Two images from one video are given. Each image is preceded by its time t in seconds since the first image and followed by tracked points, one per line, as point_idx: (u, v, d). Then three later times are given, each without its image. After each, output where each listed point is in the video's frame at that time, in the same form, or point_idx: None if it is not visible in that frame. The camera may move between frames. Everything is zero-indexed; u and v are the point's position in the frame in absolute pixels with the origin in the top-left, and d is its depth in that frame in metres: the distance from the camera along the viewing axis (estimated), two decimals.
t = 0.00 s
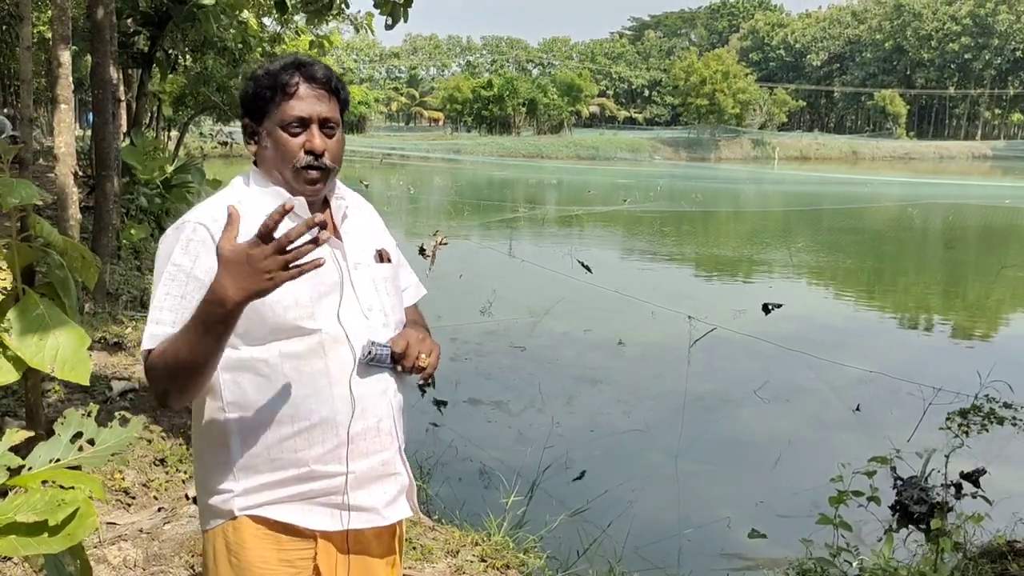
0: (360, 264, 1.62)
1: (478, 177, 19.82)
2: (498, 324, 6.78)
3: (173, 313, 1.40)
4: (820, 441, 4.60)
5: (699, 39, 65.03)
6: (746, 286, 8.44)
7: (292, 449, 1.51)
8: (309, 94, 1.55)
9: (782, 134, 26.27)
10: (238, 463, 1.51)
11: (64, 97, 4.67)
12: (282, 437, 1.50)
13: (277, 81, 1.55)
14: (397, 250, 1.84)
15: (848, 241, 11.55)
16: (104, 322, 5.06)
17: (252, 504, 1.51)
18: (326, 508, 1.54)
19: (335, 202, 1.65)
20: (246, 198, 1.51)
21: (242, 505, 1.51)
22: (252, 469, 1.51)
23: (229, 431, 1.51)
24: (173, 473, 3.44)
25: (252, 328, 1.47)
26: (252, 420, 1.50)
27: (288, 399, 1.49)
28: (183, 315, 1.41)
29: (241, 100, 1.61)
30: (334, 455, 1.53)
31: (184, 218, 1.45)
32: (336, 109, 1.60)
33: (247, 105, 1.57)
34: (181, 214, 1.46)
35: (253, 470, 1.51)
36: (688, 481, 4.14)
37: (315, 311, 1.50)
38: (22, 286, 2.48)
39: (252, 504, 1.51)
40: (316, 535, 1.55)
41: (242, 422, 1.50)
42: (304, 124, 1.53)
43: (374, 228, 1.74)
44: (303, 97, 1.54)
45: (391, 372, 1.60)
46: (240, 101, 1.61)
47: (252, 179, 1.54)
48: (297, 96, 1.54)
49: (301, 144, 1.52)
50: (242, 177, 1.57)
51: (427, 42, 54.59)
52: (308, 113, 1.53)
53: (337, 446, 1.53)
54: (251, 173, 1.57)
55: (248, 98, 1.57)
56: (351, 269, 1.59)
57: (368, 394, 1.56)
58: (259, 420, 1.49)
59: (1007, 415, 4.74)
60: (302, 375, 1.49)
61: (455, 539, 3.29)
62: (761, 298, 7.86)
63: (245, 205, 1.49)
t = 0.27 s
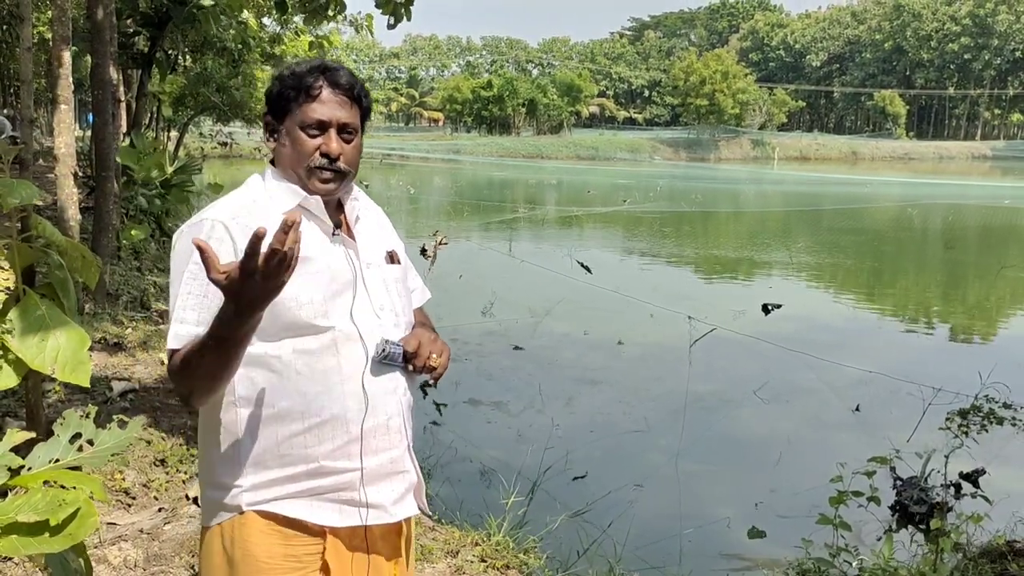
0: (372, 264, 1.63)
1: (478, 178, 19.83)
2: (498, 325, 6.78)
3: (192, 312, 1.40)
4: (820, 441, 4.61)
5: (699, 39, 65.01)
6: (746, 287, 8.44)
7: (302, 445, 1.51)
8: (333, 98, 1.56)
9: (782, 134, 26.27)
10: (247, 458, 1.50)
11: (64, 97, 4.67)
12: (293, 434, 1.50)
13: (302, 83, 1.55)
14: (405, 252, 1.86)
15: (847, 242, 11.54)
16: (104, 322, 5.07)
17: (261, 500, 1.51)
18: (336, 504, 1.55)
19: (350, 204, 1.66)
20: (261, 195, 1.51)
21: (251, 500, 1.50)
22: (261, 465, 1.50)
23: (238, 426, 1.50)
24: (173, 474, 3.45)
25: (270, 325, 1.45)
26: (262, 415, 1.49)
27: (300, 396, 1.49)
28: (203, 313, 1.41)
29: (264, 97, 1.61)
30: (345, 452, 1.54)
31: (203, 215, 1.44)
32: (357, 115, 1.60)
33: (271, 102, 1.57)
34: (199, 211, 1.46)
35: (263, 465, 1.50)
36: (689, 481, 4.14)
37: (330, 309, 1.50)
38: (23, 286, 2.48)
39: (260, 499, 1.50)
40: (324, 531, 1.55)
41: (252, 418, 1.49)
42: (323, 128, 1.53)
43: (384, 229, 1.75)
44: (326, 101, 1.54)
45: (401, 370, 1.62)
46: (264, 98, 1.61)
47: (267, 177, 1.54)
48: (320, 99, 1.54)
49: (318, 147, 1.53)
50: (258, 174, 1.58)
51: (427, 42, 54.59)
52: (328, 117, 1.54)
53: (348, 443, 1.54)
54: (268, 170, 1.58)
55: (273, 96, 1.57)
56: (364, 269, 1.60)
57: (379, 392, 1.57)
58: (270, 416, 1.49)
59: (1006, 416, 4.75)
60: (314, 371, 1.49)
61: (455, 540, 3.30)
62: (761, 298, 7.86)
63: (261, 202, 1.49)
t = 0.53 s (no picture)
0: (373, 265, 1.63)
1: (477, 178, 19.83)
2: (498, 325, 6.79)
3: (194, 313, 1.41)
4: (820, 441, 4.61)
5: (698, 39, 65.02)
6: (745, 287, 8.45)
7: (301, 446, 1.51)
8: (351, 103, 1.56)
9: (781, 135, 26.30)
10: (247, 458, 1.51)
11: (63, 98, 4.67)
12: (292, 435, 1.50)
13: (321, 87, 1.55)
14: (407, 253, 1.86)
15: (846, 242, 11.55)
16: (104, 323, 5.07)
17: (260, 500, 1.51)
18: (334, 506, 1.55)
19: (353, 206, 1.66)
20: (271, 198, 1.51)
21: (250, 500, 1.51)
22: (261, 466, 1.51)
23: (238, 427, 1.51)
24: (173, 474, 3.45)
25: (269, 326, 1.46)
26: (262, 416, 1.50)
27: (299, 397, 1.49)
28: (204, 314, 1.41)
29: (270, 98, 1.59)
30: (344, 453, 1.54)
31: (205, 216, 1.44)
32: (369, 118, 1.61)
33: (282, 104, 1.55)
34: (201, 212, 1.46)
35: (263, 466, 1.51)
36: (688, 481, 4.15)
37: (330, 310, 1.51)
38: (24, 287, 2.48)
39: (260, 500, 1.51)
40: (323, 532, 1.55)
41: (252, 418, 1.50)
42: (344, 133, 1.54)
43: (385, 230, 1.76)
44: (346, 106, 1.55)
45: (400, 372, 1.62)
46: (269, 98, 1.59)
47: (281, 180, 1.54)
48: (341, 105, 1.54)
49: (339, 151, 1.54)
50: (267, 176, 1.56)
51: (426, 43, 54.57)
52: (349, 122, 1.54)
53: (347, 444, 1.54)
54: (279, 172, 1.57)
55: (284, 98, 1.55)
56: (365, 269, 1.60)
57: (378, 393, 1.57)
58: (270, 416, 1.49)
59: (1005, 416, 4.75)
60: (313, 372, 1.49)
61: (454, 539, 3.30)
62: (760, 298, 7.87)
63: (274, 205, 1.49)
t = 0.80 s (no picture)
0: (368, 266, 1.63)
1: (478, 179, 19.86)
2: (497, 326, 6.79)
3: (185, 321, 1.42)
4: (819, 441, 4.62)
5: (698, 40, 65.09)
6: (745, 287, 8.45)
7: (297, 449, 1.52)
8: (331, 102, 1.56)
9: (781, 135, 26.36)
10: (243, 462, 1.52)
11: (63, 99, 4.67)
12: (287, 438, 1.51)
13: (300, 88, 1.55)
14: (409, 252, 1.86)
15: (846, 242, 11.58)
16: (103, 324, 5.07)
17: (257, 503, 1.52)
18: (331, 508, 1.55)
19: (346, 206, 1.66)
20: (258, 201, 1.51)
21: (247, 503, 1.52)
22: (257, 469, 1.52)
23: (236, 431, 1.52)
24: (174, 474, 3.45)
25: (262, 330, 1.48)
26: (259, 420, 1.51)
27: (295, 401, 1.51)
28: (195, 321, 1.42)
29: (258, 102, 1.61)
30: (340, 455, 1.54)
31: (196, 222, 1.45)
32: (354, 116, 1.61)
33: (268, 107, 1.57)
34: (193, 218, 1.47)
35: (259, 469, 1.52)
36: (688, 482, 4.15)
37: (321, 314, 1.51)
38: (24, 288, 2.48)
39: (257, 503, 1.52)
40: (319, 534, 1.56)
41: (249, 422, 1.51)
42: (323, 132, 1.54)
43: (383, 230, 1.76)
44: (325, 105, 1.55)
45: (396, 373, 1.60)
46: (257, 103, 1.61)
47: (266, 183, 1.54)
48: (319, 104, 1.55)
49: (320, 151, 1.54)
50: (255, 179, 1.57)
51: (426, 43, 54.59)
52: (328, 121, 1.54)
53: (342, 447, 1.54)
54: (266, 175, 1.58)
55: (268, 101, 1.57)
56: (359, 271, 1.60)
57: (373, 396, 1.57)
58: (266, 420, 1.51)
59: (1004, 416, 4.76)
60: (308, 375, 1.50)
61: (454, 540, 3.30)
62: (760, 299, 7.87)
63: (257, 208, 1.49)
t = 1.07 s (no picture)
0: (364, 267, 1.62)
1: (478, 179, 19.87)
2: (497, 326, 6.79)
3: (182, 329, 1.43)
4: (820, 442, 4.62)
5: (698, 40, 65.12)
6: (745, 288, 8.46)
7: (292, 451, 1.52)
8: (314, 104, 1.56)
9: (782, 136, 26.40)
10: (240, 464, 1.53)
11: (64, 99, 4.66)
12: (282, 441, 1.51)
13: (282, 92, 1.55)
14: (407, 248, 1.85)
15: (846, 242, 11.59)
16: (103, 324, 5.07)
17: (254, 505, 1.52)
18: (327, 510, 1.56)
19: (340, 205, 1.66)
20: (249, 206, 1.51)
21: (245, 505, 1.52)
22: (254, 471, 1.52)
23: (234, 434, 1.53)
24: (174, 474, 3.45)
25: (257, 334, 1.49)
26: (255, 422, 1.51)
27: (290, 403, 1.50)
28: (192, 329, 1.43)
29: (244, 107, 1.61)
30: (336, 457, 1.54)
31: (189, 229, 1.46)
32: (339, 116, 1.60)
33: (253, 113, 1.57)
34: (186, 226, 1.47)
35: (255, 471, 1.52)
36: (687, 482, 4.15)
37: (315, 317, 1.51)
38: (24, 288, 2.48)
39: (253, 505, 1.52)
40: (316, 535, 1.56)
41: (246, 425, 1.51)
42: (309, 136, 1.54)
43: (380, 229, 1.75)
44: (308, 107, 1.55)
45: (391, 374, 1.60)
46: (243, 107, 1.61)
47: (257, 188, 1.55)
48: (302, 107, 1.54)
49: (306, 155, 1.54)
50: (246, 184, 1.58)
51: (427, 44, 54.58)
52: (313, 124, 1.54)
53: (338, 449, 1.54)
54: (256, 180, 1.58)
55: (252, 106, 1.57)
56: (354, 273, 1.60)
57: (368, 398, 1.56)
58: (263, 423, 1.51)
59: (1004, 417, 4.76)
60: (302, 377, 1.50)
61: (454, 540, 3.31)
62: (760, 299, 7.87)
63: (248, 213, 1.50)
